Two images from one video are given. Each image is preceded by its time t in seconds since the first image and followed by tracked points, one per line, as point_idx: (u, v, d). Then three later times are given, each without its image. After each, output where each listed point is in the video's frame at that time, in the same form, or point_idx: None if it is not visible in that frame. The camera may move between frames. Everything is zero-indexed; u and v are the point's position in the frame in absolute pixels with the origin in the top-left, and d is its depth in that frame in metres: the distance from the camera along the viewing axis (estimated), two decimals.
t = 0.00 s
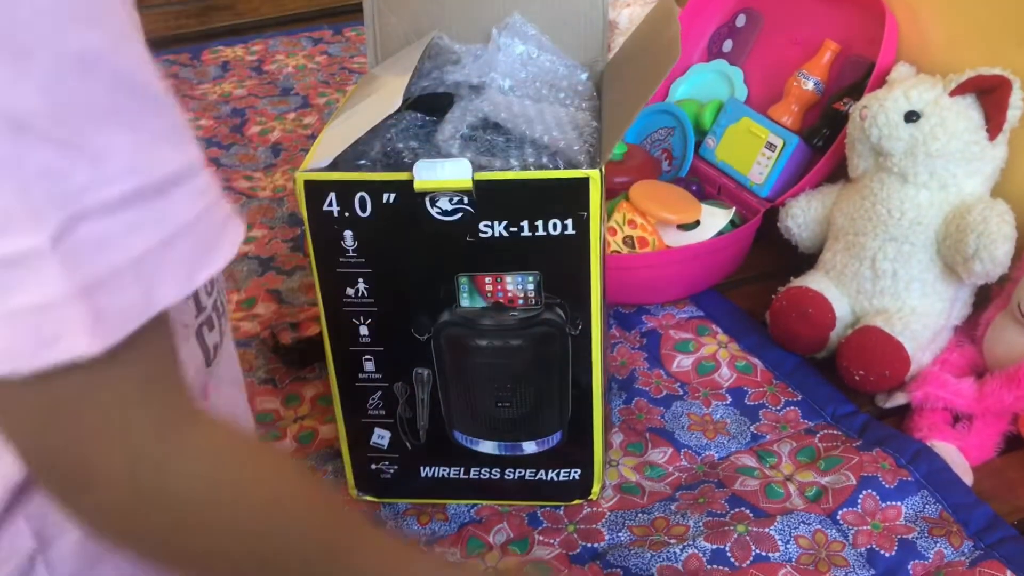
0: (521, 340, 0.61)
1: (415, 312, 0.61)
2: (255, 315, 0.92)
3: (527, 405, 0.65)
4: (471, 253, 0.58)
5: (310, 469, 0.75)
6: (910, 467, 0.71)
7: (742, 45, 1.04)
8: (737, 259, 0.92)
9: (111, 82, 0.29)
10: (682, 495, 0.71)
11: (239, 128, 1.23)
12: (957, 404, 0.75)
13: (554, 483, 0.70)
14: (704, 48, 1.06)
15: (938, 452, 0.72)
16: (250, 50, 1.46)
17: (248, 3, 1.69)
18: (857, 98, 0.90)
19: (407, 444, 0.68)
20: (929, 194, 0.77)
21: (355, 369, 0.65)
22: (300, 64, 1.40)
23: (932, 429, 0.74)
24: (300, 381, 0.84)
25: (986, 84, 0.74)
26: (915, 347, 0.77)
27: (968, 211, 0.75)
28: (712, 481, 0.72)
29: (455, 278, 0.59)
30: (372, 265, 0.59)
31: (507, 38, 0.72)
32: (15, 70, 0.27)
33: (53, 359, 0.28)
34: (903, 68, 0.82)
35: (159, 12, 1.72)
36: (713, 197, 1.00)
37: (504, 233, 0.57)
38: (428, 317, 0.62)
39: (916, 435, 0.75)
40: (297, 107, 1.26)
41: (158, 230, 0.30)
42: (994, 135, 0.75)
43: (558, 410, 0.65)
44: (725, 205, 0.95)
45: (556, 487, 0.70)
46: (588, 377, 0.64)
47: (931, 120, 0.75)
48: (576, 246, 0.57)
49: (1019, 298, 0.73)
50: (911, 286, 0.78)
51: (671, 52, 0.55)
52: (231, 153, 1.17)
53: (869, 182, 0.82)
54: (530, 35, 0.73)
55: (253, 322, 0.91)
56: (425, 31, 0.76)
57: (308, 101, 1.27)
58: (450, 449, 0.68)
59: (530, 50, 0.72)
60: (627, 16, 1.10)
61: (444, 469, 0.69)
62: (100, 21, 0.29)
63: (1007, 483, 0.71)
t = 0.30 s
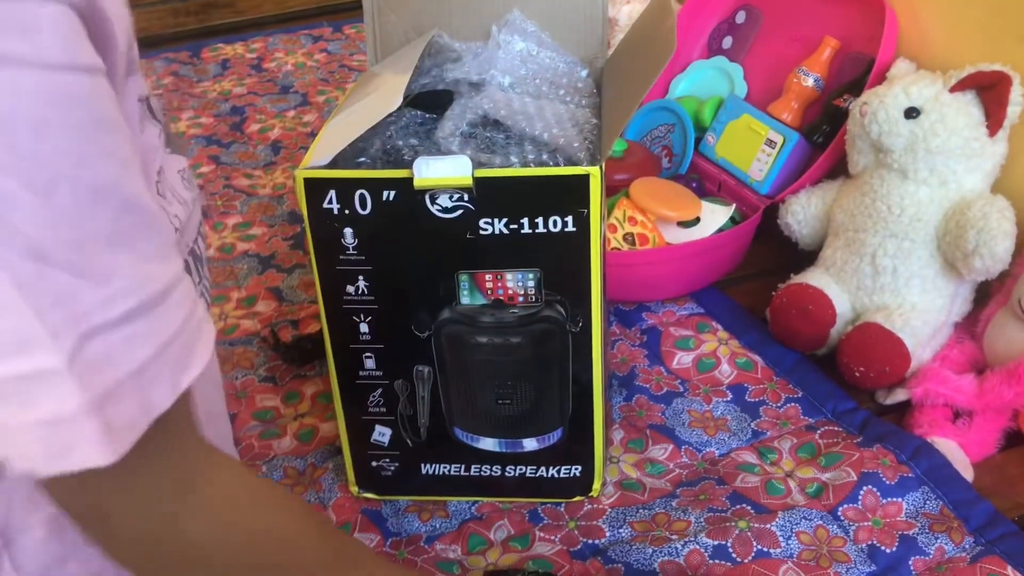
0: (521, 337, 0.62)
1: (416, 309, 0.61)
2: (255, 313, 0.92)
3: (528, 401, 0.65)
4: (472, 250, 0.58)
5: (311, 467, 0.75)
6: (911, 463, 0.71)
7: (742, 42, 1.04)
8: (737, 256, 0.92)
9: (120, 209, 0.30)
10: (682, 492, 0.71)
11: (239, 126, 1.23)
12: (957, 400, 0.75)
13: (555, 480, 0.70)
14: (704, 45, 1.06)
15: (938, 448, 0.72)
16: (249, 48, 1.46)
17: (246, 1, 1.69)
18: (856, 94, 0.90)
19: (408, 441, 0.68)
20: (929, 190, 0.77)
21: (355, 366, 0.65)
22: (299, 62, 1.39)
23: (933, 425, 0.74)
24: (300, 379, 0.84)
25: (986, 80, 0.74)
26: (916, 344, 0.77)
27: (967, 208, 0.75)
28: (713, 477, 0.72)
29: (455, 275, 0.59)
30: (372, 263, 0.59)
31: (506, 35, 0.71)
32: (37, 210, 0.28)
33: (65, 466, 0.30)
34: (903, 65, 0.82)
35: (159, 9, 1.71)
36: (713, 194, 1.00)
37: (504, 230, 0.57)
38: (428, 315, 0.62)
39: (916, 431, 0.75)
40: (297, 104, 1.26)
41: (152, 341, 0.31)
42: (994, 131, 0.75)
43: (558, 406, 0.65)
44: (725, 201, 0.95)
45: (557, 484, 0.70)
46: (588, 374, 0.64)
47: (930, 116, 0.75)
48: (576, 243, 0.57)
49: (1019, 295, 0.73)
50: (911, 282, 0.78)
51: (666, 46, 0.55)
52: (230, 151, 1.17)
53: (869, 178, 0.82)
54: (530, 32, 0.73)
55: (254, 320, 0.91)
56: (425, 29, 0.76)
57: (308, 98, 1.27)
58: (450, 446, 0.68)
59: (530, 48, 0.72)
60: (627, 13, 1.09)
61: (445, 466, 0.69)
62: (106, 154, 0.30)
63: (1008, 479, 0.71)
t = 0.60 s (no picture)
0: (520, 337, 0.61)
1: (415, 309, 0.62)
2: (254, 314, 0.92)
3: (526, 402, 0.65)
4: (470, 250, 0.58)
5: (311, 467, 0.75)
6: (909, 463, 0.71)
7: (740, 41, 1.04)
8: (736, 256, 0.93)
9: None
10: (681, 491, 0.71)
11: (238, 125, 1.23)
12: (955, 399, 0.75)
13: (554, 480, 0.70)
14: (703, 44, 1.06)
15: (936, 447, 0.72)
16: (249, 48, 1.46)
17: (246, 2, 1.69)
18: (855, 93, 0.90)
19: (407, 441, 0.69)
20: (928, 190, 0.77)
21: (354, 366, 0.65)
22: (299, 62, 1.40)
23: (931, 424, 0.74)
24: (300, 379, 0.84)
25: (984, 80, 0.74)
26: (914, 343, 0.77)
27: (965, 207, 0.75)
28: (711, 477, 0.72)
29: (454, 276, 0.60)
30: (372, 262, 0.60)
31: (504, 36, 0.72)
32: None
33: None
34: (901, 64, 0.82)
35: (158, 9, 1.71)
36: (712, 193, 1.01)
37: (503, 230, 0.57)
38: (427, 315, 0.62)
39: (914, 430, 0.75)
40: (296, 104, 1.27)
41: None
42: (992, 131, 0.75)
43: (557, 406, 0.65)
44: (724, 201, 0.96)
45: (556, 484, 0.70)
46: (586, 374, 0.64)
47: (929, 116, 0.75)
48: (574, 243, 0.57)
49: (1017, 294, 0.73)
50: (910, 282, 0.78)
51: (662, 46, 0.55)
52: (230, 151, 1.17)
53: (867, 178, 0.82)
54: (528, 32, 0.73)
55: (253, 320, 0.91)
56: (424, 29, 0.76)
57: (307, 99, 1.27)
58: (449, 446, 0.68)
59: (528, 47, 0.72)
60: (625, 13, 1.09)
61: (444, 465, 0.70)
62: None
63: (1006, 478, 0.71)
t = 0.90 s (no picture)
0: (519, 338, 0.61)
1: (415, 310, 0.62)
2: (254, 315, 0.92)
3: (525, 403, 0.65)
4: (469, 252, 0.58)
5: (310, 468, 0.75)
6: (908, 463, 0.71)
7: (739, 42, 1.04)
8: (735, 256, 0.93)
9: None
10: (680, 492, 0.71)
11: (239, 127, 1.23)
12: (954, 400, 0.75)
13: (553, 480, 0.70)
14: (702, 45, 1.06)
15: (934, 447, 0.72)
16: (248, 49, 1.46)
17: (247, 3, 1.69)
18: (854, 94, 0.90)
19: (407, 442, 0.69)
20: (926, 191, 0.78)
21: (354, 367, 0.65)
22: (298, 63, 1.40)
23: (930, 425, 0.74)
24: (299, 380, 0.84)
25: (982, 81, 0.74)
26: (913, 343, 0.78)
27: (964, 208, 0.75)
28: (710, 478, 0.72)
29: (453, 278, 0.60)
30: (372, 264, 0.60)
31: (503, 38, 0.72)
32: None
33: None
34: (899, 65, 0.82)
35: (157, 10, 1.72)
36: (711, 194, 1.01)
37: (502, 231, 0.57)
38: (427, 316, 0.62)
39: (913, 431, 0.75)
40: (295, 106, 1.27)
41: None
42: (990, 132, 0.75)
43: (556, 407, 0.65)
44: (723, 202, 0.96)
45: (555, 485, 0.70)
46: (585, 375, 0.64)
47: (927, 117, 0.75)
48: (573, 245, 0.57)
49: (1015, 294, 0.74)
50: (909, 282, 0.78)
51: (659, 47, 0.55)
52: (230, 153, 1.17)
53: (866, 179, 0.82)
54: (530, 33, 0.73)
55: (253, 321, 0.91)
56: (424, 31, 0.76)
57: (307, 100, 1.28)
58: (448, 447, 0.68)
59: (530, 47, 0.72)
60: (624, 14, 1.09)
61: (444, 466, 0.70)
62: None
63: (1005, 478, 0.72)
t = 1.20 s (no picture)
0: (517, 340, 0.61)
1: (413, 312, 0.62)
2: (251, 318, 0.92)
3: (523, 405, 0.65)
4: (468, 254, 0.58)
5: (308, 471, 0.75)
6: (906, 466, 0.71)
7: (738, 44, 1.04)
8: (733, 258, 0.93)
9: None
10: (679, 495, 0.71)
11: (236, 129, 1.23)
12: (952, 402, 0.75)
13: (551, 483, 0.70)
14: (701, 47, 1.06)
15: (933, 450, 0.72)
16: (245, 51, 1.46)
17: (246, 5, 1.70)
18: (851, 97, 0.90)
19: (404, 445, 0.68)
20: (924, 193, 0.78)
21: (351, 370, 0.65)
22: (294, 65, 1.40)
23: (928, 427, 0.74)
24: (297, 382, 0.84)
25: (980, 83, 0.74)
26: (911, 346, 0.78)
27: (962, 210, 0.75)
28: (709, 480, 0.72)
29: (451, 279, 0.60)
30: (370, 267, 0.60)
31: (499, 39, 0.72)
32: None
33: None
34: (897, 67, 0.82)
35: (154, 11, 1.71)
36: (710, 196, 1.01)
37: (500, 233, 0.57)
38: (425, 318, 0.62)
39: (912, 433, 0.75)
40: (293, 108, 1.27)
41: None
42: (988, 134, 0.75)
43: (555, 409, 0.65)
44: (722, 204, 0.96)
45: (553, 487, 0.70)
46: (583, 377, 0.64)
47: (926, 119, 0.75)
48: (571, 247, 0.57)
49: (1014, 296, 0.74)
50: (907, 284, 0.78)
51: (654, 48, 0.55)
52: (228, 155, 1.17)
53: (864, 181, 0.82)
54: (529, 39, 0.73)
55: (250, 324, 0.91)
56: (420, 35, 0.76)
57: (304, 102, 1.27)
58: (446, 450, 0.68)
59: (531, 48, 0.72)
60: (622, 16, 1.09)
61: (441, 469, 0.70)
62: None
63: (1003, 481, 0.71)
